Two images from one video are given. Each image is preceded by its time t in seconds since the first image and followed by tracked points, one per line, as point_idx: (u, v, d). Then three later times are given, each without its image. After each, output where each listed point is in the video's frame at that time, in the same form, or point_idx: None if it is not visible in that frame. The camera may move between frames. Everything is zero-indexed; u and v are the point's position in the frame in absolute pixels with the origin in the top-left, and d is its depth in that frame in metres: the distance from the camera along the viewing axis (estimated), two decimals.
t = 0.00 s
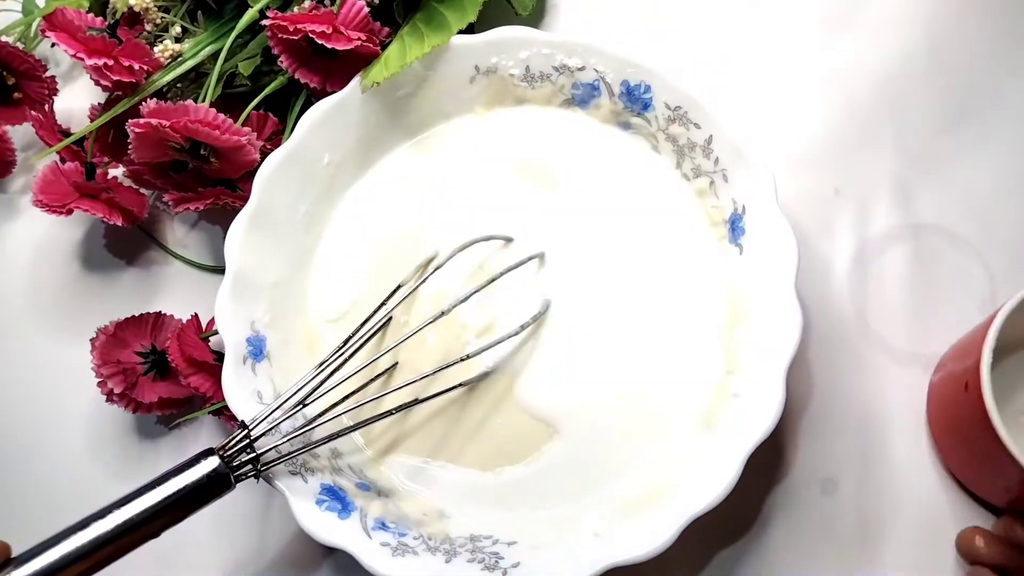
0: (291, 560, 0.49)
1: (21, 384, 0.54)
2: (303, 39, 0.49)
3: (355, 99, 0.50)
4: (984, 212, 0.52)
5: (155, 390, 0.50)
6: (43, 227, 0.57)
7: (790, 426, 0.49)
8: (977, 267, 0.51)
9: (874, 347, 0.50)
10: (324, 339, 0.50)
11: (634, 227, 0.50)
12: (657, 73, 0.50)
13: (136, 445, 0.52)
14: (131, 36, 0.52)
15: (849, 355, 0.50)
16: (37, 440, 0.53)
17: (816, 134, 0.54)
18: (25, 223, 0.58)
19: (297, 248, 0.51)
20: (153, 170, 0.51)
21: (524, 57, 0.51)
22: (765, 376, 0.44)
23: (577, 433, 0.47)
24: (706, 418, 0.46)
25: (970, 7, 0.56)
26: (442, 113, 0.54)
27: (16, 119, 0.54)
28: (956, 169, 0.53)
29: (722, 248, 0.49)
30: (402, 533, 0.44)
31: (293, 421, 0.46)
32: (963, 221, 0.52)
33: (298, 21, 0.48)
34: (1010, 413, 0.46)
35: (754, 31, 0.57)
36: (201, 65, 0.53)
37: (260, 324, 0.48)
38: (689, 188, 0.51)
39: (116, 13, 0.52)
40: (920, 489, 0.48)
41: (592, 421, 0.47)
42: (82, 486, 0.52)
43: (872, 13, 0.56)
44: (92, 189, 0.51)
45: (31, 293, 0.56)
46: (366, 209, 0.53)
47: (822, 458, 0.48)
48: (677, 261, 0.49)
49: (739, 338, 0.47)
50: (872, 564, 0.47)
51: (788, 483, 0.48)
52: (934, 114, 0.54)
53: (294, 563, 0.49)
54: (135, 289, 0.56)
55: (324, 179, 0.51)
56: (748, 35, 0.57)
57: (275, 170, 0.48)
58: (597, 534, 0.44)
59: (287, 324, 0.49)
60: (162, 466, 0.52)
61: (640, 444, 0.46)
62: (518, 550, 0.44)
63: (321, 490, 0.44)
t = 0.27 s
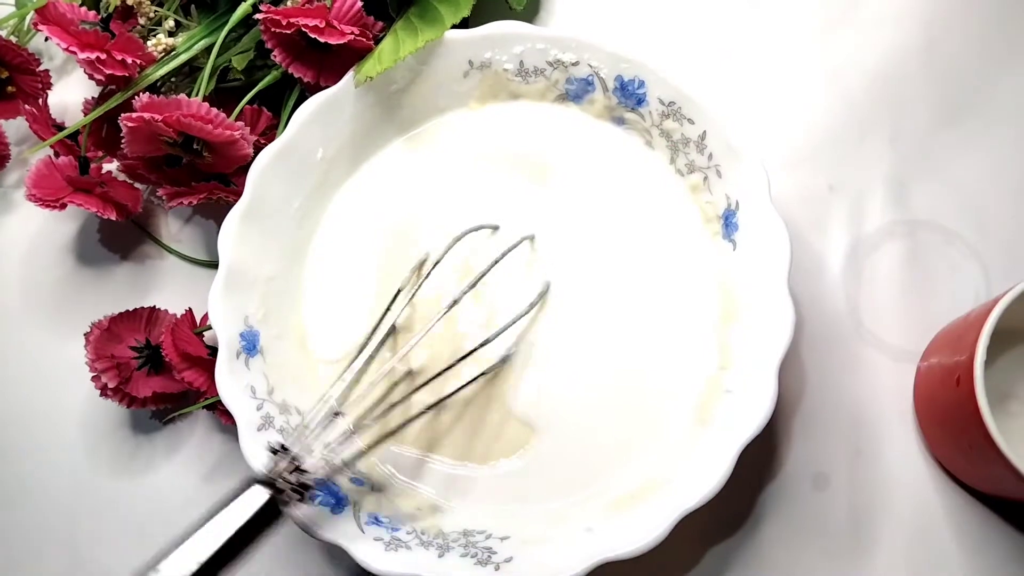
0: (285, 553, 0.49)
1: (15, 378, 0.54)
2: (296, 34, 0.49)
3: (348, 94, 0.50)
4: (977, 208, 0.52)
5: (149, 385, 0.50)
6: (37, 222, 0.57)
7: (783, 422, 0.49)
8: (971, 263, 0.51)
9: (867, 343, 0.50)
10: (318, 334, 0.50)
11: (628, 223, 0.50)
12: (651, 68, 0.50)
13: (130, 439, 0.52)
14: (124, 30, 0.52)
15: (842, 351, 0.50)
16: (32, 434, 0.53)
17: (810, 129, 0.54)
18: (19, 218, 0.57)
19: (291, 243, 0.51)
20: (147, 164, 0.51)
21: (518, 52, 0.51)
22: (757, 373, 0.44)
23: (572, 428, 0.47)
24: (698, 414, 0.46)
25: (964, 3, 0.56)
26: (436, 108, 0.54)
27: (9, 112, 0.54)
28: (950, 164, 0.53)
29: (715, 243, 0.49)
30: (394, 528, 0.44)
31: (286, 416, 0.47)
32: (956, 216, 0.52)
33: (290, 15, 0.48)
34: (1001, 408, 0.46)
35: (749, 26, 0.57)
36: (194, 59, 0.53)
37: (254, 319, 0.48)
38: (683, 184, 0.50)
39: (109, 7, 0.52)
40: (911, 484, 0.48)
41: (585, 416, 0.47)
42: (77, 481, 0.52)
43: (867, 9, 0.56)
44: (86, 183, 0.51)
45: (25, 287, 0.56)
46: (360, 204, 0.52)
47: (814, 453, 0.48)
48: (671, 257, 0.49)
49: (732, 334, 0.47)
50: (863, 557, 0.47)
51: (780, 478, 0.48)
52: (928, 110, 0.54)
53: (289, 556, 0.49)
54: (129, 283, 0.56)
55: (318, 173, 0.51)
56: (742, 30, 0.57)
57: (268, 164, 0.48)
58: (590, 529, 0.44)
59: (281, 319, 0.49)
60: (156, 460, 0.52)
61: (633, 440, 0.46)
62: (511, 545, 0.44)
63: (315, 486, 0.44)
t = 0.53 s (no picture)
0: (284, 549, 0.50)
1: (15, 374, 0.54)
2: (295, 30, 0.49)
3: (348, 90, 0.50)
4: (977, 206, 0.52)
5: (148, 381, 0.50)
6: (36, 218, 0.57)
7: (783, 418, 0.49)
8: (970, 260, 0.51)
9: (866, 340, 0.50)
10: (318, 329, 0.50)
11: (627, 220, 0.50)
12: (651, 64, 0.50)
13: (129, 436, 0.52)
14: (124, 26, 0.52)
15: (841, 348, 0.50)
16: (32, 430, 0.53)
17: (810, 127, 0.54)
18: (18, 214, 0.57)
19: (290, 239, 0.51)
20: (146, 160, 0.51)
21: (518, 49, 0.51)
22: (754, 370, 0.44)
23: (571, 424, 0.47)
24: (698, 411, 0.46)
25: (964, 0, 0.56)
26: (436, 105, 0.54)
27: (9, 109, 0.54)
28: (950, 162, 0.53)
29: (715, 240, 0.49)
30: (393, 524, 0.44)
31: (286, 412, 0.47)
32: (955, 215, 0.52)
33: (290, 11, 0.48)
34: (1000, 406, 0.46)
35: (749, 23, 0.57)
36: (194, 55, 0.53)
37: (253, 315, 0.48)
38: (683, 181, 0.50)
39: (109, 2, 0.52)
40: (910, 481, 0.48)
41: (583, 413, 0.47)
42: (76, 477, 0.52)
43: (866, 6, 0.56)
44: (85, 179, 0.51)
45: (25, 284, 0.56)
46: (360, 201, 0.52)
47: (814, 450, 0.48)
48: (670, 253, 0.49)
49: (731, 331, 0.47)
50: (861, 554, 0.47)
51: (779, 475, 0.48)
52: (927, 108, 0.54)
53: (288, 552, 0.49)
54: (129, 279, 0.56)
55: (319, 170, 0.51)
56: (742, 28, 0.56)
57: (268, 161, 0.48)
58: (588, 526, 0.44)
59: (281, 315, 0.49)
60: (155, 456, 0.52)
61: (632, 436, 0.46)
62: (510, 542, 0.44)
63: (313, 482, 0.45)
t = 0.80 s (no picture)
0: (285, 549, 0.50)
1: (16, 375, 0.54)
2: (295, 31, 0.49)
3: (348, 91, 0.50)
4: (973, 206, 0.53)
5: (149, 382, 0.50)
6: (37, 219, 0.57)
7: (781, 418, 0.49)
8: (967, 261, 0.52)
9: (864, 340, 0.50)
10: (319, 329, 0.50)
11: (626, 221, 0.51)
12: (649, 66, 0.50)
13: (130, 436, 0.53)
14: (123, 27, 0.52)
15: (839, 348, 0.50)
16: (32, 431, 0.53)
17: (808, 128, 0.55)
18: (19, 216, 0.58)
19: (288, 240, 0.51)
20: (146, 162, 0.51)
21: (517, 50, 0.51)
22: (752, 370, 0.45)
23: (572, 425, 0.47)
24: (697, 411, 0.46)
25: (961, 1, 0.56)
26: (436, 107, 0.54)
27: (9, 110, 0.54)
28: (947, 163, 0.54)
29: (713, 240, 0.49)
30: (395, 523, 0.45)
31: (286, 413, 0.47)
32: (952, 215, 0.52)
33: (289, 13, 0.48)
34: (996, 405, 0.46)
35: (747, 24, 0.57)
36: (193, 57, 0.53)
37: (254, 316, 0.48)
38: (681, 181, 0.51)
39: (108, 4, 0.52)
40: (907, 480, 0.48)
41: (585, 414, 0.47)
42: (78, 477, 0.52)
43: (864, 7, 0.56)
44: (86, 180, 0.51)
45: (26, 285, 0.56)
46: (360, 202, 0.53)
47: (812, 449, 0.49)
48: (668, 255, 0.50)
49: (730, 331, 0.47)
50: (859, 552, 0.47)
51: (777, 475, 0.48)
52: (924, 108, 0.54)
53: (289, 552, 0.50)
54: (129, 281, 0.56)
55: (318, 170, 0.51)
56: (740, 29, 0.57)
57: (268, 162, 0.48)
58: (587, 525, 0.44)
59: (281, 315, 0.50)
60: (156, 457, 0.52)
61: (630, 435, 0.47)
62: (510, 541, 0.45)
63: (313, 481, 0.45)
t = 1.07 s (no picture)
0: (283, 549, 0.50)
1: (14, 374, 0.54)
2: (294, 30, 0.49)
3: (347, 90, 0.50)
4: (974, 207, 0.53)
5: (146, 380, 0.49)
6: (35, 217, 0.57)
7: (780, 419, 0.49)
8: (967, 261, 0.52)
9: (863, 340, 0.50)
10: (318, 330, 0.50)
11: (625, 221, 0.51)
12: (648, 65, 0.50)
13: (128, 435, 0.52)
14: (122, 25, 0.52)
15: (838, 348, 0.50)
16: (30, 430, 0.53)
17: (808, 128, 0.54)
18: (17, 213, 0.57)
19: (288, 238, 0.50)
20: (145, 160, 0.51)
21: (516, 49, 0.51)
22: (750, 371, 0.45)
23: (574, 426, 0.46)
24: (697, 413, 0.46)
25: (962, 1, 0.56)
26: (436, 106, 0.54)
27: (7, 108, 0.54)
28: (947, 163, 0.53)
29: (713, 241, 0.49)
30: (392, 524, 0.44)
31: (284, 413, 0.47)
32: (953, 216, 0.52)
33: (288, 11, 0.47)
34: (995, 406, 0.46)
35: (748, 23, 0.57)
36: (192, 54, 0.53)
37: (252, 315, 0.48)
38: (681, 181, 0.51)
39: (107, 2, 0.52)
40: (907, 482, 0.48)
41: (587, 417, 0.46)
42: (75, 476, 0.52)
43: (864, 6, 0.56)
44: (84, 179, 0.51)
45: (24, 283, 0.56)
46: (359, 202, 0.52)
47: (811, 451, 0.49)
48: (667, 254, 0.50)
49: (729, 331, 0.47)
50: (858, 553, 0.47)
51: (776, 475, 0.48)
52: (925, 108, 0.54)
53: (286, 552, 0.50)
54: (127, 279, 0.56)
55: (318, 169, 0.51)
56: (740, 28, 0.57)
57: (268, 160, 0.48)
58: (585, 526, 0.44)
59: (280, 314, 0.49)
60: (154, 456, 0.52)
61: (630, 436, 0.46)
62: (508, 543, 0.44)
63: (312, 481, 0.45)
